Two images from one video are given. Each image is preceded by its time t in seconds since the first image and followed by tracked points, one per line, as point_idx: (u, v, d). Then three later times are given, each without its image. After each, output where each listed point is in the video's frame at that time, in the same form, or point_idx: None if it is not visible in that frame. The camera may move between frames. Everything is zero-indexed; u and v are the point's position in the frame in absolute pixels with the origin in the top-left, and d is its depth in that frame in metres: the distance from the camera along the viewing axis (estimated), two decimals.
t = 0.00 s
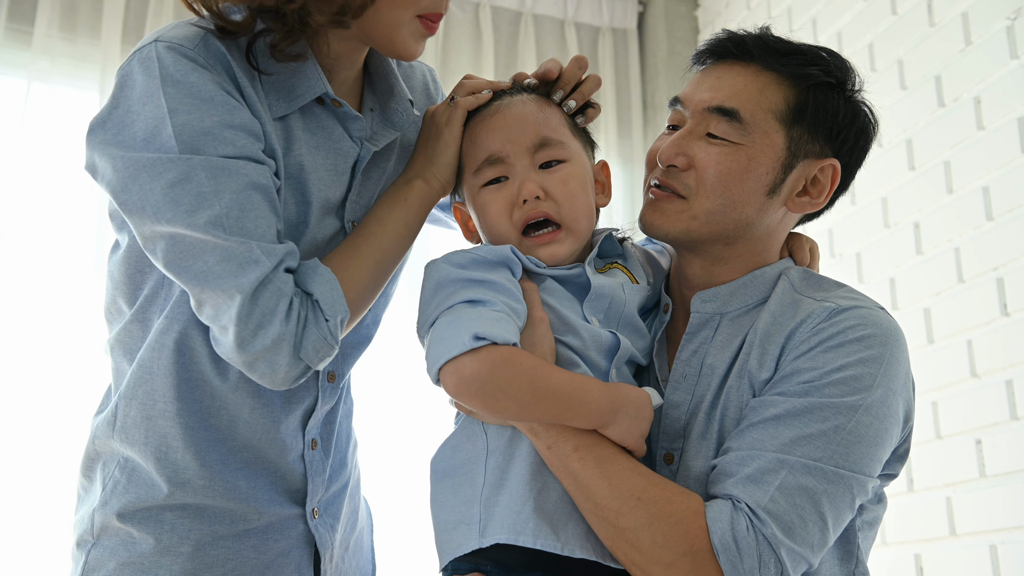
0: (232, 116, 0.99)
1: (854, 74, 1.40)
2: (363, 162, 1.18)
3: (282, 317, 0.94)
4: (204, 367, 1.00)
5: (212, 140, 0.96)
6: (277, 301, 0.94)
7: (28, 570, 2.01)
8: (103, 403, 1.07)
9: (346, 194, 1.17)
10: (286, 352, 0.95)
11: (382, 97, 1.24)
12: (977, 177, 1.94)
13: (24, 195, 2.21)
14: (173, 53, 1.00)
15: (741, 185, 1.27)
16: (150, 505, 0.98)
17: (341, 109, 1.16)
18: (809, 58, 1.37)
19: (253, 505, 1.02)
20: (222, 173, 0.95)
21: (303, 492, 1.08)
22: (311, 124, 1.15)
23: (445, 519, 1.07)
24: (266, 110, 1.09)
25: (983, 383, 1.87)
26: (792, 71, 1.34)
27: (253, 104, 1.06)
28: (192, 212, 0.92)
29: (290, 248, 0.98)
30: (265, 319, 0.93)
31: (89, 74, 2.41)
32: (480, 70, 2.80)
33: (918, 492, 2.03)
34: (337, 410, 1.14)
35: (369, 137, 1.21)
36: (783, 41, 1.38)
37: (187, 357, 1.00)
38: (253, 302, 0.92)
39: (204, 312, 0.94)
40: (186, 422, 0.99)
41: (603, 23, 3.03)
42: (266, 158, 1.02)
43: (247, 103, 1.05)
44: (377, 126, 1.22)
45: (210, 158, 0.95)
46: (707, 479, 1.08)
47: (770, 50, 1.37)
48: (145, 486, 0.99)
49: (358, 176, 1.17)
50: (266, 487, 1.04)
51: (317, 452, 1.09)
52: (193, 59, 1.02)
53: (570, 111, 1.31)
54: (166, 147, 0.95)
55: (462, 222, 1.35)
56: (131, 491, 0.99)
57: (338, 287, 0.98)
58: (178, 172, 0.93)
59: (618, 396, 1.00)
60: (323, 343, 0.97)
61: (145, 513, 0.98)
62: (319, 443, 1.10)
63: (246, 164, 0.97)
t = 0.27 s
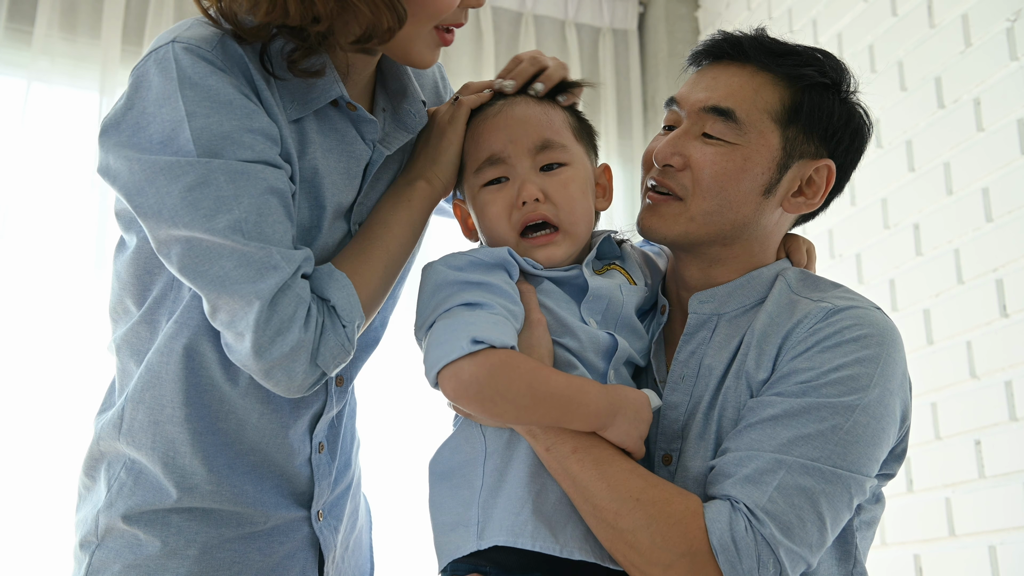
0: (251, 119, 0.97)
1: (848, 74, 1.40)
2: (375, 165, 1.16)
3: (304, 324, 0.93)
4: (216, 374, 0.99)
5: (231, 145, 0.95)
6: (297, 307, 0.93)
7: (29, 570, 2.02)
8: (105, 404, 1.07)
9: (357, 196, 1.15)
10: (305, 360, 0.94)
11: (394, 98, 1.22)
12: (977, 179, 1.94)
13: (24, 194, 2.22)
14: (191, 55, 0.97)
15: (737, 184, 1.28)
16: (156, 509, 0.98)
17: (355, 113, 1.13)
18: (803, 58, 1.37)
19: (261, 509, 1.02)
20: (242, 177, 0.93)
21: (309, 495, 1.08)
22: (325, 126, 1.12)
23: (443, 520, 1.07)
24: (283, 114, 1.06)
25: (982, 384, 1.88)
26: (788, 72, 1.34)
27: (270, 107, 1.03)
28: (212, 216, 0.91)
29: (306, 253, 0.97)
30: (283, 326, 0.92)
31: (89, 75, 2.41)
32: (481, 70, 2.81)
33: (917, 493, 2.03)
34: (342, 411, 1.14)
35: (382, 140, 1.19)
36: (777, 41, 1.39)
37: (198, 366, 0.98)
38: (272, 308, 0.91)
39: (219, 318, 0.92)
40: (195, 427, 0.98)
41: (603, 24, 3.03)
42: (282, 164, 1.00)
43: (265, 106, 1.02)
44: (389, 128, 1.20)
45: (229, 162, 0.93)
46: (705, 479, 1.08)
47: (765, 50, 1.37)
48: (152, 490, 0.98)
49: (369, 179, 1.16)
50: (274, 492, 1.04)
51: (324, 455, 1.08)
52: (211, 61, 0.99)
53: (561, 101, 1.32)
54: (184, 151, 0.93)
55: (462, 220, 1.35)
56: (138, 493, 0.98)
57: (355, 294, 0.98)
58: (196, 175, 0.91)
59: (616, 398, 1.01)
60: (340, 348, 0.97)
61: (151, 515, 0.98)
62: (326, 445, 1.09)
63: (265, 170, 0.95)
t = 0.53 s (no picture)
0: (254, 126, 0.95)
1: (852, 78, 1.40)
2: (382, 167, 1.16)
3: (288, 337, 0.91)
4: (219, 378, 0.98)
5: (234, 150, 0.93)
6: (284, 317, 0.91)
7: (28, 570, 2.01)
8: (106, 405, 1.06)
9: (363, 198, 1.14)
10: (288, 373, 0.92)
11: (400, 96, 1.22)
12: (975, 180, 1.94)
13: (23, 194, 2.21)
14: (200, 60, 0.96)
15: (741, 187, 1.28)
16: (159, 510, 0.97)
17: (364, 115, 1.13)
18: (809, 62, 1.37)
19: (264, 511, 1.02)
20: (241, 184, 0.91)
21: (311, 496, 1.08)
22: (332, 129, 1.11)
23: (445, 520, 1.06)
24: (290, 118, 1.04)
25: (981, 385, 1.88)
26: (793, 75, 1.34)
27: (276, 111, 1.02)
28: (209, 221, 0.89)
29: (300, 263, 0.94)
30: (269, 336, 0.90)
31: (89, 74, 2.41)
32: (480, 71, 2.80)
33: (916, 494, 2.03)
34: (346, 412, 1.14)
35: (388, 141, 1.19)
36: (783, 45, 1.39)
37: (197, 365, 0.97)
38: (259, 317, 0.89)
39: (209, 323, 0.90)
40: (198, 429, 0.97)
41: (603, 25, 3.03)
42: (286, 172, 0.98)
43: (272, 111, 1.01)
44: (397, 128, 1.20)
45: (230, 168, 0.91)
46: (708, 480, 1.08)
47: (770, 53, 1.37)
48: (155, 491, 0.98)
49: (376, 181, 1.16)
50: (276, 493, 1.03)
51: (327, 457, 1.09)
52: (218, 65, 0.97)
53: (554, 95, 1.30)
54: (185, 154, 0.91)
55: (467, 219, 1.34)
56: (140, 494, 0.98)
57: (344, 304, 0.95)
58: (196, 179, 0.90)
59: (621, 399, 1.00)
60: (326, 361, 0.95)
61: (154, 516, 0.98)
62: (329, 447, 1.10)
63: (267, 177, 0.94)
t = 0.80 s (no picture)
0: (247, 145, 0.92)
1: (860, 81, 1.40)
2: (400, 168, 1.12)
3: (227, 363, 0.87)
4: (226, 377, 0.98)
5: (223, 167, 0.90)
6: (227, 342, 0.87)
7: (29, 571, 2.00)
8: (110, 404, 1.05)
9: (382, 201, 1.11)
10: (226, 398, 0.88)
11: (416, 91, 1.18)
12: (976, 180, 1.94)
13: (24, 193, 2.21)
14: (205, 71, 0.92)
15: (749, 187, 1.28)
16: (168, 509, 0.97)
17: (380, 117, 1.07)
18: (817, 63, 1.37)
19: (272, 511, 1.02)
20: (222, 203, 0.89)
21: (319, 496, 1.08)
22: (348, 134, 1.06)
23: (451, 519, 1.06)
24: (298, 122, 1.00)
25: (982, 384, 1.88)
26: (801, 76, 1.34)
27: (281, 122, 0.98)
28: (182, 235, 0.87)
29: (268, 288, 0.90)
30: (211, 357, 0.87)
31: (89, 74, 2.40)
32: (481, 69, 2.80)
33: (917, 493, 2.03)
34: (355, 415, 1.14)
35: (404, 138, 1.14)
36: (790, 46, 1.39)
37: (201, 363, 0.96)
38: (204, 337, 0.87)
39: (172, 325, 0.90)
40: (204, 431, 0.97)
41: (603, 24, 3.03)
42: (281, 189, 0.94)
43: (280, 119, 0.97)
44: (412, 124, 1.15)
45: (214, 187, 0.89)
46: (714, 481, 1.08)
47: (778, 54, 1.37)
48: (165, 491, 0.97)
49: (395, 184, 1.12)
50: (284, 492, 1.03)
51: (336, 457, 1.08)
52: (225, 75, 0.94)
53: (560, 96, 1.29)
54: (173, 167, 0.89)
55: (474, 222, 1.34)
56: (149, 493, 0.97)
57: (299, 333, 0.89)
58: (177, 193, 0.87)
59: (627, 400, 1.00)
60: (269, 392, 0.90)
61: (163, 516, 0.97)
62: (338, 448, 1.09)
63: (253, 198, 0.90)
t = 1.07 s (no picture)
0: (271, 149, 0.92)
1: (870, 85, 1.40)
2: (414, 175, 1.12)
3: (255, 366, 0.87)
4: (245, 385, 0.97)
5: (247, 173, 0.90)
6: (255, 345, 0.87)
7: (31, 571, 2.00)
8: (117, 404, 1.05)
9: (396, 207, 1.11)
10: (256, 399, 0.89)
11: (429, 102, 1.15)
12: (975, 180, 1.95)
13: (23, 192, 2.20)
14: (226, 76, 0.92)
15: (755, 179, 1.28)
16: (177, 510, 0.97)
17: (395, 125, 1.07)
18: (830, 63, 1.37)
19: (281, 514, 1.02)
20: (247, 207, 0.89)
21: (326, 497, 1.08)
22: (361, 142, 1.06)
23: (453, 519, 1.06)
24: (313, 128, 1.00)
25: (981, 385, 1.88)
26: (813, 74, 1.34)
27: (298, 126, 0.98)
28: (208, 239, 0.87)
29: (293, 289, 0.90)
30: (239, 360, 0.87)
31: (88, 74, 2.40)
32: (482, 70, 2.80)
33: (917, 494, 2.03)
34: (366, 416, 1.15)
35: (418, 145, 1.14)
36: (804, 46, 1.39)
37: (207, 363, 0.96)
38: (231, 341, 0.87)
39: (198, 330, 0.89)
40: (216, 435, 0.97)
41: (604, 25, 3.03)
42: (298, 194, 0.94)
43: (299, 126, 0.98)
44: (426, 132, 1.14)
45: (238, 191, 0.89)
46: (714, 479, 1.08)
47: (792, 53, 1.37)
48: (174, 492, 0.97)
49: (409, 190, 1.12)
50: (292, 492, 1.03)
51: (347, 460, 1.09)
52: (245, 82, 0.94)
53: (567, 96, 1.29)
54: (198, 175, 0.88)
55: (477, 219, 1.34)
56: (158, 494, 0.97)
57: (325, 334, 0.89)
58: (202, 199, 0.87)
59: (631, 400, 1.01)
60: (297, 392, 0.90)
61: (171, 516, 0.97)
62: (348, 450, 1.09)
63: (276, 202, 0.91)
